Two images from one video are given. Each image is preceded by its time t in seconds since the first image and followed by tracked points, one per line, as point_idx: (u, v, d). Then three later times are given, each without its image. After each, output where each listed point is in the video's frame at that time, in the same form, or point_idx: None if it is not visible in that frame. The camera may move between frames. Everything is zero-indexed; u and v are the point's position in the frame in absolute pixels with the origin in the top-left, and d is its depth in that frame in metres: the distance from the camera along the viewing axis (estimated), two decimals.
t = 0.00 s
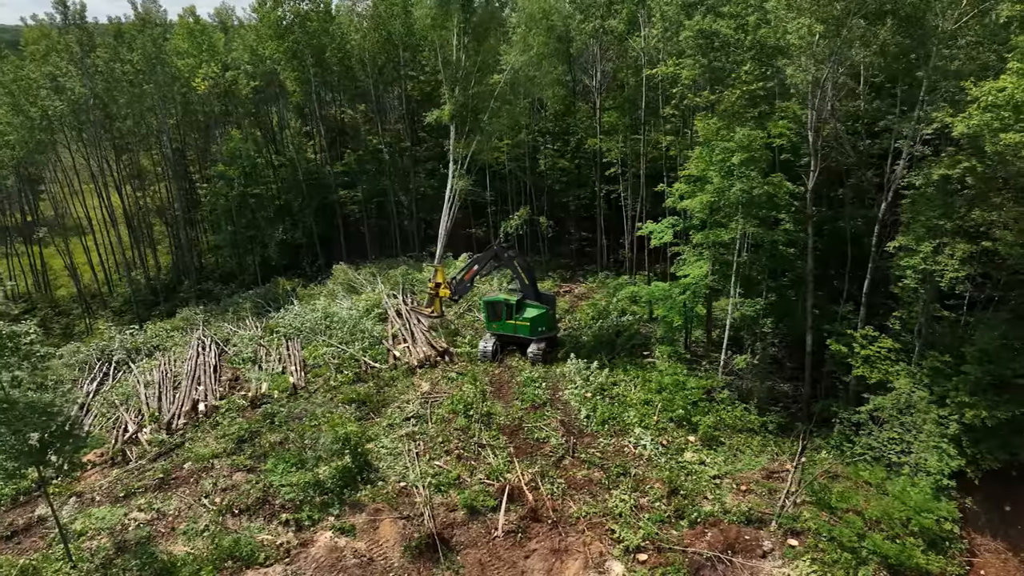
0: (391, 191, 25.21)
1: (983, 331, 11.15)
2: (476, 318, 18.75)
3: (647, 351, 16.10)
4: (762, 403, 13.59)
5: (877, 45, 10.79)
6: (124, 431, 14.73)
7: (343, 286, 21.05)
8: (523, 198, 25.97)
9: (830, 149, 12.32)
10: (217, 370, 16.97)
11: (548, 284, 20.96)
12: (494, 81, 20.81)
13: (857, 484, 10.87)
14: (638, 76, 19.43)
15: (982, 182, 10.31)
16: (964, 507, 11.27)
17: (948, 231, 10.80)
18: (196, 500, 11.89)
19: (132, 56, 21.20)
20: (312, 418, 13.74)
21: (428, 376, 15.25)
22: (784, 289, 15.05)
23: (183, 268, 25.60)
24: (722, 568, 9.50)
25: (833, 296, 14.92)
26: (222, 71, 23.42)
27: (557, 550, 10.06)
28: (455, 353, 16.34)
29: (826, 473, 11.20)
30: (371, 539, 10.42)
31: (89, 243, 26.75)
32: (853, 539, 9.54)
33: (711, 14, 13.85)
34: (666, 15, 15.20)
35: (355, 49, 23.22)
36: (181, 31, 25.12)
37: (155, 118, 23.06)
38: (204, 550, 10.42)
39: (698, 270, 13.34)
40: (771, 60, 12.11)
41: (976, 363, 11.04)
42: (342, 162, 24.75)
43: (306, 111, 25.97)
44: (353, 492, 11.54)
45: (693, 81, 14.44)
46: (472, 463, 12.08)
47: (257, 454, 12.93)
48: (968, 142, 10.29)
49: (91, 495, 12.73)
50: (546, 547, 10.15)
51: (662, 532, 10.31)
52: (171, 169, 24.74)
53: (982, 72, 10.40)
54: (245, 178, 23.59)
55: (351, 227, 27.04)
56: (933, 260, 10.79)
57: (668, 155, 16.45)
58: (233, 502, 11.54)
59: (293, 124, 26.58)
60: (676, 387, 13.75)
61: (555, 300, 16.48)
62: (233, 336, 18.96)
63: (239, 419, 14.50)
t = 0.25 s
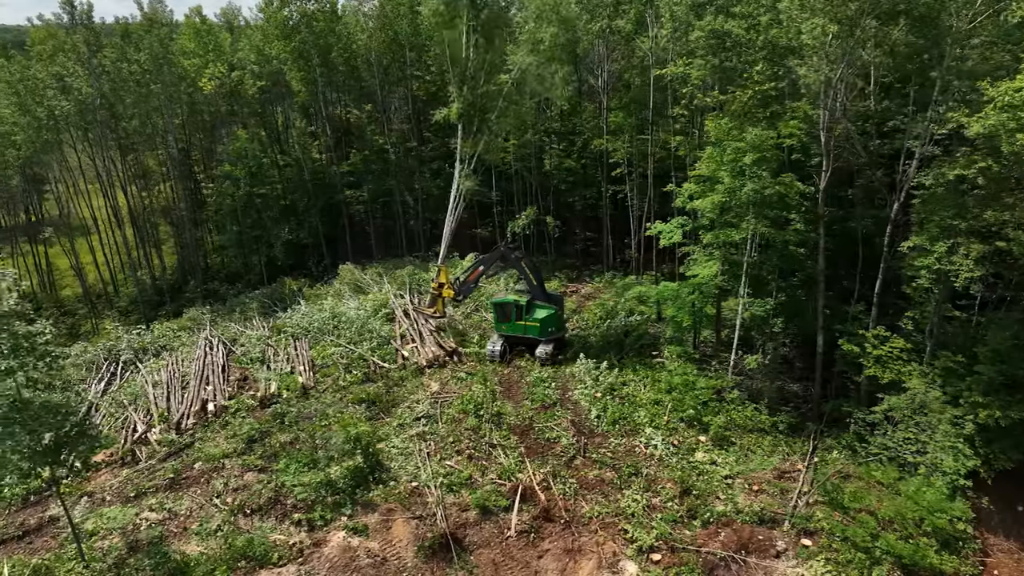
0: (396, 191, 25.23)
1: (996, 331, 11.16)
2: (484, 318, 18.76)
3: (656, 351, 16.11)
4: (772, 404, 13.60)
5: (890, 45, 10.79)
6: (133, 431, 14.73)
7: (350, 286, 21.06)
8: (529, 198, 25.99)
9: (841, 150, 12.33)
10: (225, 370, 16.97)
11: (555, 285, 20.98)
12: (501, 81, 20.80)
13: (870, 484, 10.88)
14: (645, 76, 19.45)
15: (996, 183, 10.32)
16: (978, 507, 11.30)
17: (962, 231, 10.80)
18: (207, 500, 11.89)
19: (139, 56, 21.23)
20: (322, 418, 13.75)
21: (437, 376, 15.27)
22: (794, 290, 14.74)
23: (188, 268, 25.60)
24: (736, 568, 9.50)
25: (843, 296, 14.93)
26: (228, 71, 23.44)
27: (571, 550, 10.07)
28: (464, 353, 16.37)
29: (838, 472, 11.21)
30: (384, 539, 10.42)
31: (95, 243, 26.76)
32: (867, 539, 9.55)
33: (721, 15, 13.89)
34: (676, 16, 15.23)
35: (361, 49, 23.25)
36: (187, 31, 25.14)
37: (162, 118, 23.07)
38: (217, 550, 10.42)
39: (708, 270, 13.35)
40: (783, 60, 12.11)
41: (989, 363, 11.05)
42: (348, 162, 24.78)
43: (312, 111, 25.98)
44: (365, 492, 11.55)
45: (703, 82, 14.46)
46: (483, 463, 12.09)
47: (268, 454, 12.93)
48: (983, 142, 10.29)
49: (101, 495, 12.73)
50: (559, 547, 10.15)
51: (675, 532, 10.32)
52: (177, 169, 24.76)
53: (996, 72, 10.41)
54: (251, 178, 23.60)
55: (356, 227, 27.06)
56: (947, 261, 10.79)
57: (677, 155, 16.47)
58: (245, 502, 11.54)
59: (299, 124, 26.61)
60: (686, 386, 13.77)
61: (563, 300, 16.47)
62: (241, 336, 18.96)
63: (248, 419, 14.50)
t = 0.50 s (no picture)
0: (402, 191, 25.24)
1: (1010, 331, 11.16)
2: (492, 318, 18.77)
3: (665, 351, 16.10)
4: (783, 404, 13.60)
5: (902, 45, 10.78)
6: (142, 431, 14.72)
7: (357, 286, 21.07)
8: (535, 198, 26.00)
9: (852, 150, 12.33)
10: (233, 370, 16.98)
11: (562, 285, 20.99)
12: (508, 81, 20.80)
13: (882, 484, 10.88)
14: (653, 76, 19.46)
15: (1011, 183, 10.32)
16: (991, 507, 11.31)
17: (976, 231, 10.80)
18: (219, 500, 11.89)
19: (146, 56, 21.26)
20: (332, 418, 13.76)
21: (446, 376, 15.28)
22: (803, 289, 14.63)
23: (194, 268, 25.61)
24: (750, 567, 9.50)
25: (853, 296, 14.94)
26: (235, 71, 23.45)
27: (584, 550, 10.07)
28: (473, 353, 16.40)
29: (851, 472, 11.21)
30: (397, 539, 10.42)
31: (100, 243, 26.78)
32: (881, 539, 9.55)
33: (732, 15, 13.90)
34: (686, 16, 15.25)
35: (368, 49, 23.27)
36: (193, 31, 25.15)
37: (168, 119, 23.08)
38: (230, 550, 10.42)
39: (719, 270, 13.35)
40: (795, 60, 12.08)
41: (1003, 364, 11.06)
42: (354, 163, 24.79)
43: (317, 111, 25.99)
44: (377, 492, 11.55)
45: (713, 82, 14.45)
46: (494, 463, 12.09)
47: (279, 453, 12.93)
48: (998, 142, 10.28)
49: (112, 494, 12.73)
50: (573, 547, 10.15)
51: (689, 532, 10.32)
52: (183, 169, 24.78)
53: (1010, 72, 10.40)
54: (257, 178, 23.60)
55: (361, 227, 27.06)
56: (961, 261, 10.79)
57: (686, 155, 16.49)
58: (257, 502, 11.55)
59: (304, 124, 26.63)
60: (696, 387, 13.78)
61: (571, 300, 16.46)
62: (248, 336, 18.97)
63: (257, 419, 14.51)
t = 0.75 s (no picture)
0: (408, 191, 25.26)
1: None
2: (500, 318, 18.78)
3: (673, 351, 16.10)
4: (794, 404, 13.60)
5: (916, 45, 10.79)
6: (152, 430, 14.71)
7: (364, 286, 21.08)
8: (541, 198, 26.01)
9: (864, 150, 12.34)
10: (242, 369, 16.98)
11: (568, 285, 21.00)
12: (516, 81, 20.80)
13: (895, 484, 10.88)
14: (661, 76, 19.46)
15: None
16: (1004, 507, 11.31)
17: (990, 231, 10.81)
18: (230, 500, 11.89)
19: (153, 56, 21.29)
20: (343, 418, 13.76)
21: (455, 376, 15.28)
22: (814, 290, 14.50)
23: (200, 268, 25.62)
24: (765, 567, 9.50)
25: (862, 296, 14.95)
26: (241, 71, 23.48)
27: (598, 550, 10.07)
28: (481, 353, 16.43)
29: (863, 472, 11.21)
30: (411, 539, 10.43)
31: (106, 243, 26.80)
32: (895, 538, 9.56)
33: (743, 15, 13.92)
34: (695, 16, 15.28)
35: (374, 49, 23.29)
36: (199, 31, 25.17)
37: (174, 118, 23.10)
38: (243, 549, 10.43)
39: (730, 270, 13.35)
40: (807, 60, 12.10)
41: (1016, 363, 11.07)
42: (360, 163, 24.80)
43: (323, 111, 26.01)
44: (390, 492, 11.56)
45: (724, 82, 14.45)
46: (506, 462, 12.09)
47: (290, 453, 12.93)
48: (1013, 142, 10.29)
49: (123, 494, 12.73)
50: (586, 547, 10.15)
51: (702, 532, 10.33)
52: (189, 169, 24.79)
53: None
54: (263, 178, 23.61)
55: (367, 226, 27.08)
56: (976, 261, 10.78)
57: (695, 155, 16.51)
58: (269, 502, 11.55)
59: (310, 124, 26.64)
60: (706, 386, 13.78)
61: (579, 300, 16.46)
62: (256, 336, 18.98)
63: (267, 419, 14.51)
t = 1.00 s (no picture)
0: (414, 191, 25.27)
1: None
2: (508, 318, 18.79)
3: (682, 351, 16.11)
4: (804, 403, 13.60)
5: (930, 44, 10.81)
6: (162, 430, 14.69)
7: (371, 286, 21.10)
8: (547, 198, 26.03)
9: (876, 150, 12.35)
10: (250, 369, 16.98)
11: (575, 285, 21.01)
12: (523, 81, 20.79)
13: (908, 484, 10.87)
14: (669, 76, 19.45)
15: None
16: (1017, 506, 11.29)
17: (1005, 231, 10.80)
18: (242, 500, 11.90)
19: (161, 56, 21.32)
20: (353, 418, 13.77)
21: (465, 376, 15.29)
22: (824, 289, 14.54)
23: (205, 268, 25.64)
24: (779, 567, 9.51)
25: (873, 295, 14.95)
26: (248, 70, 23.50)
27: (613, 549, 10.08)
28: (490, 353, 16.46)
29: (876, 472, 11.22)
30: (424, 538, 10.43)
31: (112, 242, 26.83)
32: (909, 538, 9.56)
33: (753, 16, 13.95)
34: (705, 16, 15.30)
35: (381, 49, 23.31)
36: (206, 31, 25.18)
37: (181, 118, 23.12)
38: (257, 549, 10.45)
39: (741, 270, 13.35)
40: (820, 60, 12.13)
41: None
42: (366, 162, 24.81)
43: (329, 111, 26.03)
44: (403, 491, 11.56)
45: (734, 81, 14.45)
46: (518, 462, 12.10)
47: (301, 453, 12.94)
48: None
49: (134, 494, 12.75)
50: (600, 547, 10.16)
51: (716, 531, 10.33)
52: (195, 169, 24.81)
53: None
54: (269, 178, 23.61)
55: (373, 226, 27.09)
56: (991, 261, 10.78)
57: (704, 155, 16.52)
58: (282, 502, 11.57)
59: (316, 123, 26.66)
60: (716, 386, 13.79)
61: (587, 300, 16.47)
62: (264, 336, 18.99)
63: (277, 419, 14.52)
